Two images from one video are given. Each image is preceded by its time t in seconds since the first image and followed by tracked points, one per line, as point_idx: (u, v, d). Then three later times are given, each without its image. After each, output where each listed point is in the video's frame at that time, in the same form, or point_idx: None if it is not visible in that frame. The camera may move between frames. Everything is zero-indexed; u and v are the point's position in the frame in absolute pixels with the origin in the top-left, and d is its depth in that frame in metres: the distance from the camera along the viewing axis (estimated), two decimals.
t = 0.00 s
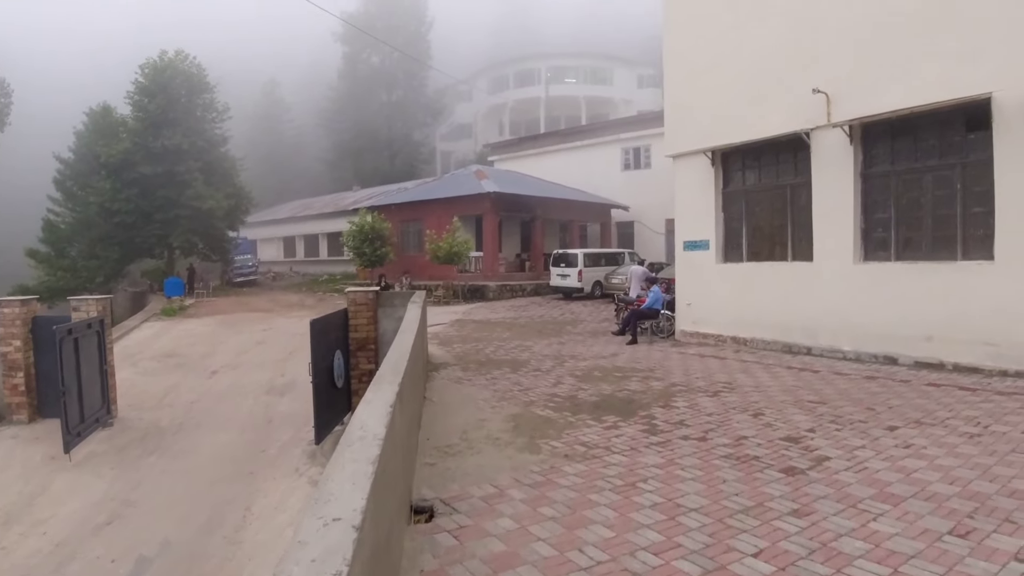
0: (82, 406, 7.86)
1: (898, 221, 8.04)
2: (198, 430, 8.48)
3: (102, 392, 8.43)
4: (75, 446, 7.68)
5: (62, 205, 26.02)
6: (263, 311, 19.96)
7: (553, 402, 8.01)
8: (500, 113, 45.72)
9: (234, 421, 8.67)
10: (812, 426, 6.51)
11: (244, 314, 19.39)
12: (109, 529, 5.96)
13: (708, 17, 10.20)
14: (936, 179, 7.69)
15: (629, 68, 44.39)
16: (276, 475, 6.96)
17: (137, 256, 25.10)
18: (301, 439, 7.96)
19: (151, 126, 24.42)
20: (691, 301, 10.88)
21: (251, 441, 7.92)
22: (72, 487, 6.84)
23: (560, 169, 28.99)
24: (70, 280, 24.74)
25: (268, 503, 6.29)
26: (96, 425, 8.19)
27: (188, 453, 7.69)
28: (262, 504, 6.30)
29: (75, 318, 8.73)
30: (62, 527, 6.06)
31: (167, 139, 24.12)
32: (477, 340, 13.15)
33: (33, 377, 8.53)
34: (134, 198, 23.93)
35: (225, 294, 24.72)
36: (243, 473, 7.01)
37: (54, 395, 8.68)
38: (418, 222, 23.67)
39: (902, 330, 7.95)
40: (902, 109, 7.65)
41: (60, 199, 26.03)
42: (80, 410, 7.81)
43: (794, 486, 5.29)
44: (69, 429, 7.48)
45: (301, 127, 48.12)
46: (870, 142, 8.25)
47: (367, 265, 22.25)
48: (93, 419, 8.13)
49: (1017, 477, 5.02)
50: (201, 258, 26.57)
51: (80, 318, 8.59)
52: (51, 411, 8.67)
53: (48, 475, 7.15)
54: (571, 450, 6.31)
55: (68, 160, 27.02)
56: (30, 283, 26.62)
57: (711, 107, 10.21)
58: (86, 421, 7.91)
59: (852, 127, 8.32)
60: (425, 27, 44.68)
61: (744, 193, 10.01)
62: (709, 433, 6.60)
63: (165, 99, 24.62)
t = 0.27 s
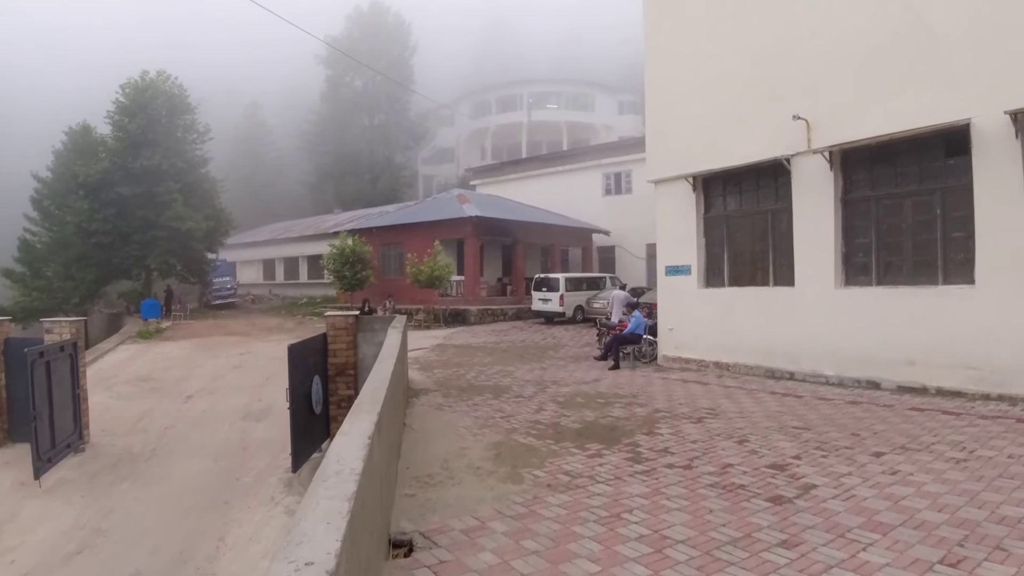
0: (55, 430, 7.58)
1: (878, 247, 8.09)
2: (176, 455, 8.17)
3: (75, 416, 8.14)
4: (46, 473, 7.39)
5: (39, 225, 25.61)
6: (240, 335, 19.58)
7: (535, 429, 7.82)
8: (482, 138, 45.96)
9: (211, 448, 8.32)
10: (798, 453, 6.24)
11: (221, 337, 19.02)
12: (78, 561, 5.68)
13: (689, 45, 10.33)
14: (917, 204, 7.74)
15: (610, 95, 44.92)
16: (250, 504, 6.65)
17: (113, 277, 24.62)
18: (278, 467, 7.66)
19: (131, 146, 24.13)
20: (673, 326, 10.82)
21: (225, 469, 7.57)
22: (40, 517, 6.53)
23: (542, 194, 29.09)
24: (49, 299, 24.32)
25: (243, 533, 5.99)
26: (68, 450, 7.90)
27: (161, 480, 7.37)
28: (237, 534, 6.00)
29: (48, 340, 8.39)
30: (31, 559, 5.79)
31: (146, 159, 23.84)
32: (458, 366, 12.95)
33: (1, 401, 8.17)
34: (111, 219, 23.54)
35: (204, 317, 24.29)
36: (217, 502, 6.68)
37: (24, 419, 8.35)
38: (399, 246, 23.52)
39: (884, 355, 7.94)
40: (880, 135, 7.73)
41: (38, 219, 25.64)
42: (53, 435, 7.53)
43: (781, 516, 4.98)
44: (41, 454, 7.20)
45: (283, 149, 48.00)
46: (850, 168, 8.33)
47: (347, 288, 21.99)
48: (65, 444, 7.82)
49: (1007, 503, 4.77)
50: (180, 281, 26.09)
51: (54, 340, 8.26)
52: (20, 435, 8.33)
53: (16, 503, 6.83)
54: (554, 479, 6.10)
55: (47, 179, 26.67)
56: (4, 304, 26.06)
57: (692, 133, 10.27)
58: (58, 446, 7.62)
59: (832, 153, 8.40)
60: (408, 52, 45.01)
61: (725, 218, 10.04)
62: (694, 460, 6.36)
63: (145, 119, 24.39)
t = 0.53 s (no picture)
0: (39, 443, 7.43)
1: (871, 264, 8.10)
2: (163, 470, 8.00)
3: (59, 429, 7.98)
4: (28, 487, 7.23)
5: (29, 235, 25.41)
6: (229, 348, 19.35)
7: (527, 447, 7.72)
8: (474, 154, 46.11)
9: (198, 464, 8.13)
10: (793, 472, 6.10)
11: (210, 350, 18.81)
12: None
13: (682, 63, 10.40)
14: (908, 223, 7.78)
15: (602, 112, 45.24)
16: (237, 522, 6.47)
17: (101, 289, 24.34)
18: (266, 483, 7.50)
19: (122, 157, 23.96)
20: (665, 343, 10.78)
21: (213, 485, 7.38)
22: (22, 532, 6.34)
23: (534, 210, 29.14)
24: (36, 310, 24.09)
25: (229, 550, 5.82)
26: (51, 464, 7.73)
27: (147, 496, 7.19)
28: (224, 551, 5.82)
29: (34, 352, 8.24)
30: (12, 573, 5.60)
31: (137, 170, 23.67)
32: (449, 382, 12.82)
33: None
34: (101, 230, 23.31)
35: (192, 330, 24.04)
36: (203, 519, 6.50)
37: (7, 431, 8.17)
38: (390, 260, 23.44)
39: (877, 374, 7.92)
40: (872, 153, 7.77)
41: (29, 229, 25.45)
42: (37, 448, 7.37)
43: (778, 536, 4.80)
44: (25, 467, 7.04)
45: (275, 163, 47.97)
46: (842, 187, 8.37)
47: (337, 302, 21.84)
48: (49, 457, 7.67)
49: (1004, 521, 4.64)
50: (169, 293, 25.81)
51: (40, 352, 8.12)
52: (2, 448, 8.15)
53: None
54: (547, 498, 5.99)
55: (39, 189, 26.50)
56: None
57: (685, 150, 10.30)
58: (42, 460, 7.45)
59: (824, 171, 8.45)
60: (401, 67, 45.20)
61: (717, 236, 10.06)
62: (687, 479, 6.23)
63: (137, 130, 24.24)
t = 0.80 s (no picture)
0: (23, 450, 7.26)
1: (861, 279, 8.14)
2: (148, 480, 7.85)
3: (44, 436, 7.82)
4: (12, 495, 7.06)
5: (18, 240, 25.16)
6: (216, 357, 19.16)
7: (517, 460, 7.66)
8: (466, 164, 46.22)
9: (185, 474, 7.98)
10: (784, 486, 6.07)
11: (198, 359, 18.63)
12: None
13: (674, 77, 10.47)
14: (899, 238, 7.83)
15: (593, 125, 45.51)
16: (223, 533, 6.34)
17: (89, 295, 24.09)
18: (253, 494, 7.38)
19: (113, 163, 23.79)
20: (655, 356, 10.76)
21: (198, 496, 7.25)
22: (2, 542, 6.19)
23: (525, 222, 29.18)
24: (23, 316, 23.82)
25: (214, 562, 5.69)
26: (35, 472, 7.56)
27: (132, 506, 7.05)
28: (209, 562, 5.69)
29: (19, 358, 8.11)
30: None
31: (128, 176, 23.51)
32: (438, 393, 12.73)
33: None
34: (90, 235, 23.10)
35: (181, 338, 23.82)
36: (189, 530, 6.36)
37: None
38: (380, 270, 23.36)
39: (867, 388, 7.93)
40: (863, 168, 7.83)
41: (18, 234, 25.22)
42: (21, 454, 7.21)
43: (768, 551, 4.76)
44: (8, 474, 6.88)
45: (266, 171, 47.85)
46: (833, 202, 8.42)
47: (326, 312, 21.70)
48: (32, 466, 7.49)
49: (995, 536, 4.59)
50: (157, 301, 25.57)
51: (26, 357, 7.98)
52: None
53: None
54: (537, 513, 5.92)
55: (28, 195, 26.27)
56: None
57: (677, 164, 10.35)
58: (26, 467, 7.29)
59: (815, 186, 8.50)
60: (394, 78, 45.30)
61: (708, 249, 10.09)
62: (678, 494, 6.18)
63: (129, 136, 24.09)
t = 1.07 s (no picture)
0: None
1: (843, 294, 8.22)
2: (126, 491, 7.69)
3: (20, 445, 7.64)
4: None
5: None
6: (198, 366, 18.91)
7: (500, 473, 7.61)
8: (452, 175, 46.27)
9: (163, 486, 7.81)
10: (767, 500, 6.07)
11: (179, 368, 18.38)
12: None
13: (660, 91, 10.58)
14: (881, 253, 7.92)
15: (579, 137, 45.80)
16: (202, 544, 6.21)
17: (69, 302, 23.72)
18: (233, 506, 7.25)
19: (96, 168, 23.52)
20: (640, 369, 10.77)
21: (177, 507, 7.11)
22: None
23: (511, 233, 29.20)
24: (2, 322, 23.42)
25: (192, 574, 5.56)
26: (11, 482, 7.38)
27: (109, 517, 6.89)
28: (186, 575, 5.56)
29: None
30: None
31: (111, 182, 23.25)
32: (422, 405, 12.64)
33: None
34: (72, 241, 22.79)
35: (161, 346, 23.48)
36: (167, 542, 6.23)
37: None
38: (364, 280, 23.23)
39: (850, 402, 7.98)
40: (846, 184, 7.93)
41: None
42: None
43: (752, 565, 4.74)
44: None
45: (251, 180, 47.56)
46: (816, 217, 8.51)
47: (310, 322, 21.52)
48: (9, 475, 7.31)
49: (978, 550, 4.59)
50: (139, 309, 25.23)
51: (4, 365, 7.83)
52: None
53: None
54: (520, 526, 5.87)
55: (9, 200, 25.89)
56: None
57: (662, 177, 10.42)
58: (2, 476, 7.11)
59: (798, 201, 8.59)
60: (381, 88, 45.32)
61: (692, 262, 10.16)
62: (662, 507, 6.17)
63: (113, 141, 23.85)
